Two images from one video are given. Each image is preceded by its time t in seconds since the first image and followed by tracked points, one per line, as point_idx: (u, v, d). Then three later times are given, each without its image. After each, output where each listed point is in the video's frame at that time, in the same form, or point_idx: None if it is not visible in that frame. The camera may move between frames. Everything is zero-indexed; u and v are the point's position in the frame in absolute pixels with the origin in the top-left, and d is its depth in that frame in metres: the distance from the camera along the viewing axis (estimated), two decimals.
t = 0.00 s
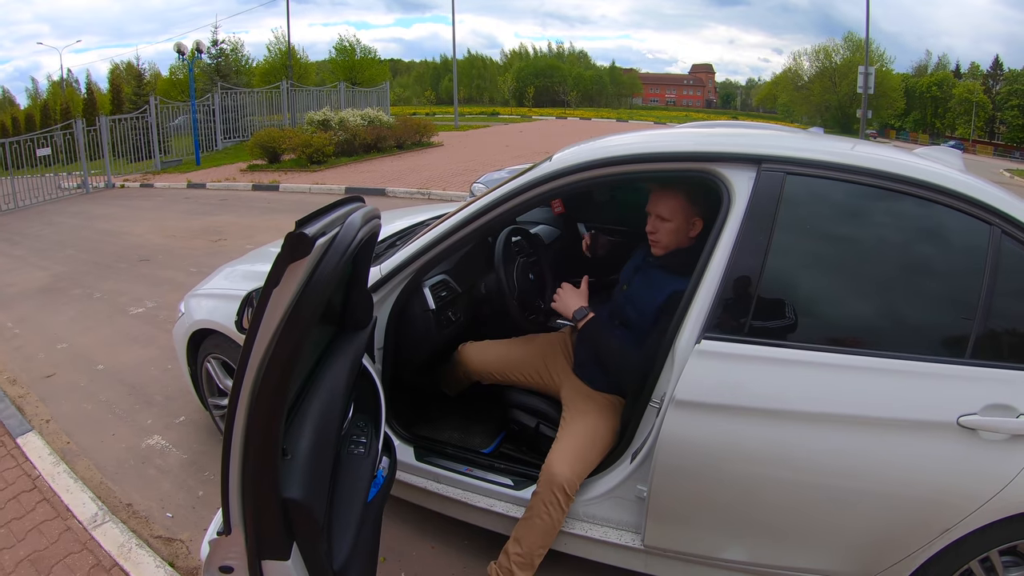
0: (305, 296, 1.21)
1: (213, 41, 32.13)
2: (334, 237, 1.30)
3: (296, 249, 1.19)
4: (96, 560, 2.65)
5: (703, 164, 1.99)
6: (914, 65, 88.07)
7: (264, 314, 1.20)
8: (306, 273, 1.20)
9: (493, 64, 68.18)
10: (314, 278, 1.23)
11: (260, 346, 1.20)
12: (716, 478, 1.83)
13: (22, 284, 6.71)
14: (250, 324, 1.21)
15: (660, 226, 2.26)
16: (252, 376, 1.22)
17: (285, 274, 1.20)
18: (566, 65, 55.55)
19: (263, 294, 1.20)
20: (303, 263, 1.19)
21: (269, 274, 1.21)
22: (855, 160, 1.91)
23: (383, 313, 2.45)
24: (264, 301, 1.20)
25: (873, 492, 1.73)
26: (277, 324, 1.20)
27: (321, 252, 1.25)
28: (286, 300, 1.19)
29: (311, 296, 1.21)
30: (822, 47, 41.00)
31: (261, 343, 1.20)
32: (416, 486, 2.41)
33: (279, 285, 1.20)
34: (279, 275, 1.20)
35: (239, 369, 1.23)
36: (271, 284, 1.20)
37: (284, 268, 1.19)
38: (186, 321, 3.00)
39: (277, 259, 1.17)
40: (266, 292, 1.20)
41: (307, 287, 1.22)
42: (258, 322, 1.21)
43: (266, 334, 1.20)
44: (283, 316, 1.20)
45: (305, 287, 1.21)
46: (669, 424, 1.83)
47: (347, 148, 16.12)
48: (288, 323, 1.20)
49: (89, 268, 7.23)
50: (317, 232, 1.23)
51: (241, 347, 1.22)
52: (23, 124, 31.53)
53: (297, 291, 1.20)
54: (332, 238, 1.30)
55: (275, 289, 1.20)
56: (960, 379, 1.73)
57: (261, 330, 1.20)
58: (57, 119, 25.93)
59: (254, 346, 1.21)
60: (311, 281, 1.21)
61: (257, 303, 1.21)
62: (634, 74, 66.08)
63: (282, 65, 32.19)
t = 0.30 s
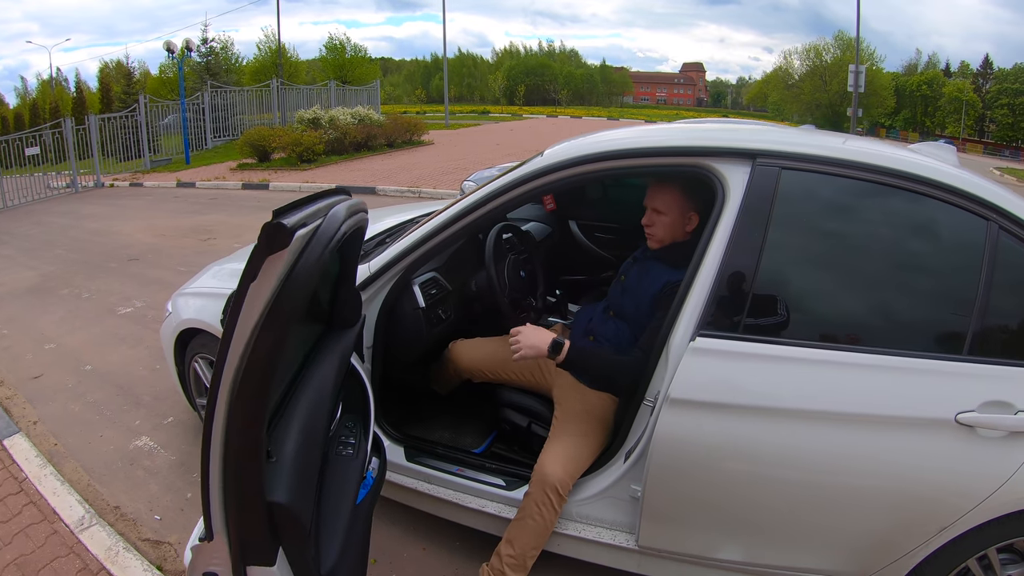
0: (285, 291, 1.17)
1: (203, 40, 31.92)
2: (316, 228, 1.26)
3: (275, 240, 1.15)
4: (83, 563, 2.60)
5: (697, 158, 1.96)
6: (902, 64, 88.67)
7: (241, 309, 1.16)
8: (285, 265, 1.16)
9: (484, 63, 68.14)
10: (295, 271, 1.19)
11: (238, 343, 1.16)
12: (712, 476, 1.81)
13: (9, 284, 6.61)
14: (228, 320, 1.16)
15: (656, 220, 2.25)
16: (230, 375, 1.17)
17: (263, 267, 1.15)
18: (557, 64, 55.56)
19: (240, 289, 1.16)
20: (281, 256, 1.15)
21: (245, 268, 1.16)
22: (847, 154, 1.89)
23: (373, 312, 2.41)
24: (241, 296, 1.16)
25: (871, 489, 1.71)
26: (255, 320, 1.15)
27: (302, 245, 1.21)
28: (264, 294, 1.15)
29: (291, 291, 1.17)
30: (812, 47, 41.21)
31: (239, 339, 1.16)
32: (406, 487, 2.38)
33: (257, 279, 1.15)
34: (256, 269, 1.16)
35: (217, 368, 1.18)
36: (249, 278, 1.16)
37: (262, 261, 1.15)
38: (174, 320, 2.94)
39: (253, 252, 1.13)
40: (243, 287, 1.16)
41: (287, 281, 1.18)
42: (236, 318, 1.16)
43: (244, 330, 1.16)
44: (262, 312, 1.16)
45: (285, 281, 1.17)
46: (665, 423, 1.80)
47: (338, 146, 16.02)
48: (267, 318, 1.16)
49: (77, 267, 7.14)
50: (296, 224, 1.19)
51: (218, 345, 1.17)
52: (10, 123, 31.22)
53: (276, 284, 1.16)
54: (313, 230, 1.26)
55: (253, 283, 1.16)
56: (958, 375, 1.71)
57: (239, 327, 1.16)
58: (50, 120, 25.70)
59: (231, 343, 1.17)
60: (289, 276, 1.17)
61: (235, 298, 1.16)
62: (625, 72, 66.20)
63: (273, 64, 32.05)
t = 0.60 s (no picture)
0: (254, 286, 1.11)
1: (195, 40, 31.75)
2: (286, 221, 1.21)
3: (241, 233, 1.10)
4: (71, 569, 2.54)
5: (691, 153, 1.92)
6: (895, 62, 89.05)
7: (207, 308, 1.11)
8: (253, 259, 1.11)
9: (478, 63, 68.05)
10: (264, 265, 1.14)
11: (205, 343, 1.10)
12: (711, 477, 1.77)
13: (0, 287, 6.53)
14: (193, 320, 1.11)
15: (651, 212, 2.21)
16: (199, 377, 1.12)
17: (229, 262, 1.10)
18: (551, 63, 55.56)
19: (204, 286, 1.11)
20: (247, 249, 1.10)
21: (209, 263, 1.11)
22: (842, 148, 1.85)
23: (363, 312, 2.36)
24: (206, 294, 1.11)
25: (873, 489, 1.68)
26: (223, 318, 1.10)
27: (271, 238, 1.15)
28: (232, 290, 1.10)
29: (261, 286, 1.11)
30: (805, 45, 41.30)
31: (206, 339, 1.11)
32: (398, 489, 2.33)
33: (223, 275, 1.10)
34: (221, 264, 1.10)
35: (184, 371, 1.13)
36: (213, 274, 1.10)
37: (228, 255, 1.10)
38: (163, 322, 2.89)
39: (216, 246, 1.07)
40: (207, 284, 1.11)
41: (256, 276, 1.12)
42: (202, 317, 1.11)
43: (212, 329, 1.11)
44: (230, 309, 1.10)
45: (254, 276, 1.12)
46: (662, 422, 1.76)
47: (331, 146, 15.95)
48: (235, 316, 1.11)
49: (70, 269, 7.06)
50: (263, 215, 1.14)
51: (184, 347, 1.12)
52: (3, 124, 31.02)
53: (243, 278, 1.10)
54: (285, 223, 1.20)
55: (218, 279, 1.10)
56: (959, 372, 1.68)
57: (205, 327, 1.10)
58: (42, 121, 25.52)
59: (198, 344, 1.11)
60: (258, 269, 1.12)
61: (199, 296, 1.11)
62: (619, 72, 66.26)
63: (266, 64, 31.93)
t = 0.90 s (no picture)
0: (226, 278, 1.06)
1: (193, 38, 31.64)
2: (262, 209, 1.17)
3: (209, 220, 1.05)
4: (62, 570, 2.50)
5: (690, 147, 1.88)
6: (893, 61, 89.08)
7: (176, 302, 1.06)
8: (223, 249, 1.06)
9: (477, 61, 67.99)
10: (237, 256, 1.09)
11: (177, 341, 1.06)
12: (712, 477, 1.72)
13: None
14: (161, 316, 1.06)
15: (654, 208, 2.16)
16: (171, 376, 1.07)
17: (197, 253, 1.05)
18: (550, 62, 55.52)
19: (172, 279, 1.06)
20: (216, 239, 1.05)
21: (176, 255, 1.06)
22: (841, 142, 1.81)
23: (357, 310, 2.32)
24: (174, 288, 1.06)
25: (878, 490, 1.63)
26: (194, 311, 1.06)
27: (244, 227, 1.10)
28: (202, 283, 1.05)
29: (233, 277, 1.06)
30: (804, 44, 41.28)
31: (176, 336, 1.06)
32: (393, 490, 2.29)
33: (191, 267, 1.05)
34: (190, 256, 1.05)
35: (155, 370, 1.08)
36: (182, 266, 1.05)
37: (197, 246, 1.05)
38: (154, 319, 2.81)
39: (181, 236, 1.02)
40: (176, 277, 1.06)
41: (228, 266, 1.07)
42: (172, 312, 1.06)
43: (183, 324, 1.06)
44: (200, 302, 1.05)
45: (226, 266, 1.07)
46: (663, 422, 1.72)
47: (330, 144, 15.88)
48: (206, 311, 1.06)
49: (65, 267, 7.01)
50: (234, 201, 1.10)
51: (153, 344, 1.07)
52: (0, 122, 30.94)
53: (214, 270, 1.06)
54: (259, 210, 1.16)
55: (186, 271, 1.05)
56: (966, 371, 1.64)
57: (174, 323, 1.06)
58: (40, 119, 25.46)
59: (168, 341, 1.06)
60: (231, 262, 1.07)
61: (167, 291, 1.06)
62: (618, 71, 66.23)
63: (265, 62, 31.85)
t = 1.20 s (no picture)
0: (219, 281, 1.05)
1: (194, 38, 31.62)
2: (260, 211, 1.15)
3: (199, 223, 1.03)
4: (58, 573, 2.48)
5: (693, 148, 1.86)
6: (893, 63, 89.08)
7: (168, 306, 1.04)
8: (216, 252, 1.04)
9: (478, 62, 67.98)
10: (231, 259, 1.07)
11: (169, 344, 1.04)
12: (714, 482, 1.70)
13: None
14: (152, 321, 1.05)
15: (659, 208, 2.14)
16: (164, 381, 1.05)
17: (190, 256, 1.04)
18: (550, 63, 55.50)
19: (163, 284, 1.04)
20: (208, 242, 1.04)
21: (167, 259, 1.04)
22: (842, 142, 1.79)
23: (356, 312, 2.30)
24: (166, 293, 1.04)
25: (882, 495, 1.61)
26: (187, 315, 1.04)
27: (239, 229, 1.08)
28: (194, 286, 1.03)
29: (227, 280, 1.05)
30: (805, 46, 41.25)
31: (169, 340, 1.04)
32: (392, 493, 2.27)
33: (183, 271, 1.03)
34: (181, 260, 1.04)
35: (147, 376, 1.06)
36: (173, 270, 1.04)
37: (188, 249, 1.04)
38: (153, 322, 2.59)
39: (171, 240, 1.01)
40: (167, 281, 1.04)
41: (222, 270, 1.06)
42: (163, 316, 1.05)
43: (176, 328, 1.04)
44: (193, 306, 1.04)
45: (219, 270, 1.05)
46: (664, 427, 1.70)
47: (330, 144, 15.86)
48: (201, 312, 1.04)
49: (65, 267, 6.99)
50: (227, 204, 1.08)
51: (145, 350, 1.05)
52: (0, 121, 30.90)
53: (207, 272, 1.04)
54: (254, 213, 1.14)
55: (178, 275, 1.04)
56: (969, 376, 1.62)
57: (167, 326, 1.04)
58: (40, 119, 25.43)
59: (160, 346, 1.05)
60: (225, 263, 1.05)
61: (158, 296, 1.04)
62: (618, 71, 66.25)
63: (265, 62, 31.84)
